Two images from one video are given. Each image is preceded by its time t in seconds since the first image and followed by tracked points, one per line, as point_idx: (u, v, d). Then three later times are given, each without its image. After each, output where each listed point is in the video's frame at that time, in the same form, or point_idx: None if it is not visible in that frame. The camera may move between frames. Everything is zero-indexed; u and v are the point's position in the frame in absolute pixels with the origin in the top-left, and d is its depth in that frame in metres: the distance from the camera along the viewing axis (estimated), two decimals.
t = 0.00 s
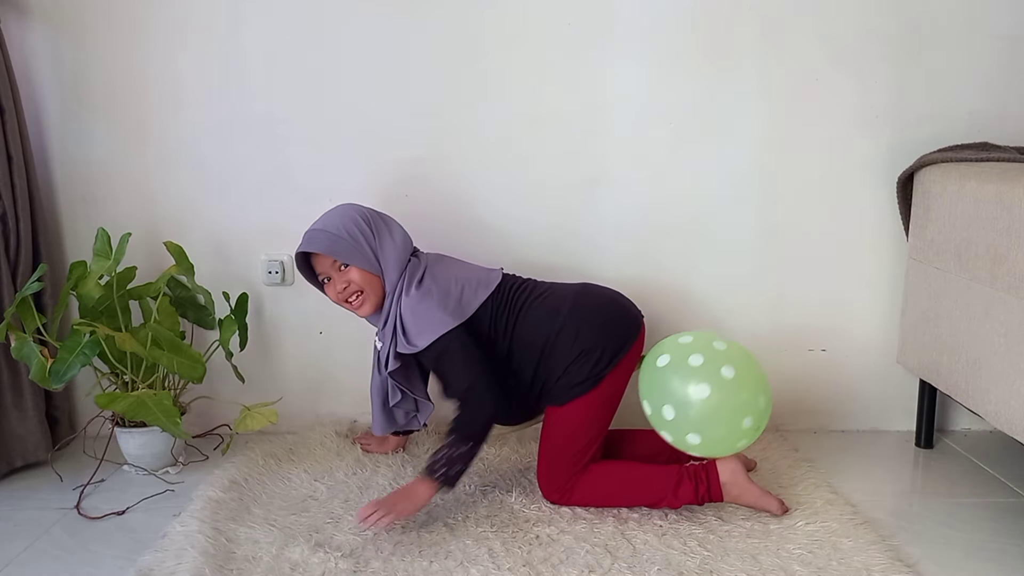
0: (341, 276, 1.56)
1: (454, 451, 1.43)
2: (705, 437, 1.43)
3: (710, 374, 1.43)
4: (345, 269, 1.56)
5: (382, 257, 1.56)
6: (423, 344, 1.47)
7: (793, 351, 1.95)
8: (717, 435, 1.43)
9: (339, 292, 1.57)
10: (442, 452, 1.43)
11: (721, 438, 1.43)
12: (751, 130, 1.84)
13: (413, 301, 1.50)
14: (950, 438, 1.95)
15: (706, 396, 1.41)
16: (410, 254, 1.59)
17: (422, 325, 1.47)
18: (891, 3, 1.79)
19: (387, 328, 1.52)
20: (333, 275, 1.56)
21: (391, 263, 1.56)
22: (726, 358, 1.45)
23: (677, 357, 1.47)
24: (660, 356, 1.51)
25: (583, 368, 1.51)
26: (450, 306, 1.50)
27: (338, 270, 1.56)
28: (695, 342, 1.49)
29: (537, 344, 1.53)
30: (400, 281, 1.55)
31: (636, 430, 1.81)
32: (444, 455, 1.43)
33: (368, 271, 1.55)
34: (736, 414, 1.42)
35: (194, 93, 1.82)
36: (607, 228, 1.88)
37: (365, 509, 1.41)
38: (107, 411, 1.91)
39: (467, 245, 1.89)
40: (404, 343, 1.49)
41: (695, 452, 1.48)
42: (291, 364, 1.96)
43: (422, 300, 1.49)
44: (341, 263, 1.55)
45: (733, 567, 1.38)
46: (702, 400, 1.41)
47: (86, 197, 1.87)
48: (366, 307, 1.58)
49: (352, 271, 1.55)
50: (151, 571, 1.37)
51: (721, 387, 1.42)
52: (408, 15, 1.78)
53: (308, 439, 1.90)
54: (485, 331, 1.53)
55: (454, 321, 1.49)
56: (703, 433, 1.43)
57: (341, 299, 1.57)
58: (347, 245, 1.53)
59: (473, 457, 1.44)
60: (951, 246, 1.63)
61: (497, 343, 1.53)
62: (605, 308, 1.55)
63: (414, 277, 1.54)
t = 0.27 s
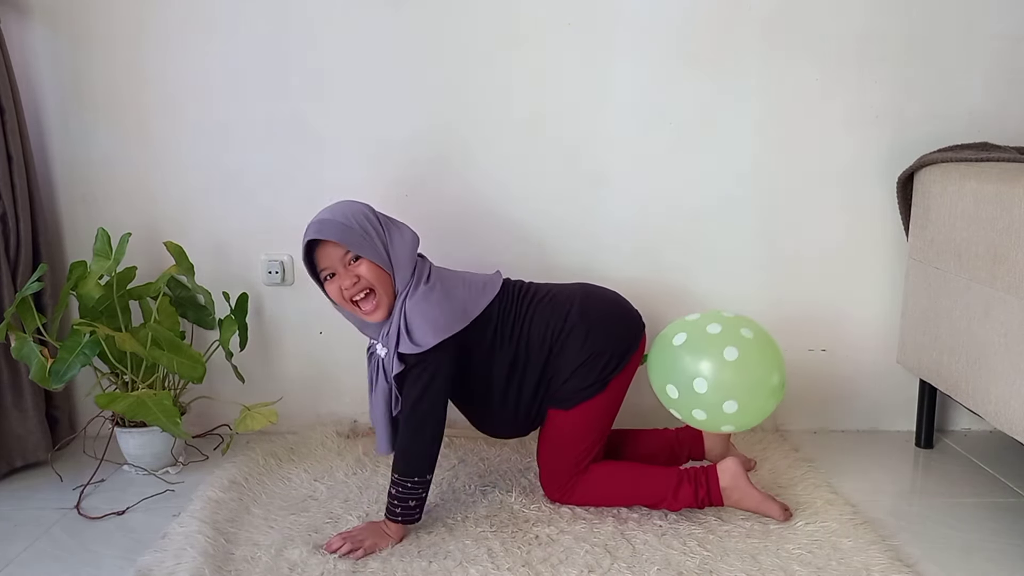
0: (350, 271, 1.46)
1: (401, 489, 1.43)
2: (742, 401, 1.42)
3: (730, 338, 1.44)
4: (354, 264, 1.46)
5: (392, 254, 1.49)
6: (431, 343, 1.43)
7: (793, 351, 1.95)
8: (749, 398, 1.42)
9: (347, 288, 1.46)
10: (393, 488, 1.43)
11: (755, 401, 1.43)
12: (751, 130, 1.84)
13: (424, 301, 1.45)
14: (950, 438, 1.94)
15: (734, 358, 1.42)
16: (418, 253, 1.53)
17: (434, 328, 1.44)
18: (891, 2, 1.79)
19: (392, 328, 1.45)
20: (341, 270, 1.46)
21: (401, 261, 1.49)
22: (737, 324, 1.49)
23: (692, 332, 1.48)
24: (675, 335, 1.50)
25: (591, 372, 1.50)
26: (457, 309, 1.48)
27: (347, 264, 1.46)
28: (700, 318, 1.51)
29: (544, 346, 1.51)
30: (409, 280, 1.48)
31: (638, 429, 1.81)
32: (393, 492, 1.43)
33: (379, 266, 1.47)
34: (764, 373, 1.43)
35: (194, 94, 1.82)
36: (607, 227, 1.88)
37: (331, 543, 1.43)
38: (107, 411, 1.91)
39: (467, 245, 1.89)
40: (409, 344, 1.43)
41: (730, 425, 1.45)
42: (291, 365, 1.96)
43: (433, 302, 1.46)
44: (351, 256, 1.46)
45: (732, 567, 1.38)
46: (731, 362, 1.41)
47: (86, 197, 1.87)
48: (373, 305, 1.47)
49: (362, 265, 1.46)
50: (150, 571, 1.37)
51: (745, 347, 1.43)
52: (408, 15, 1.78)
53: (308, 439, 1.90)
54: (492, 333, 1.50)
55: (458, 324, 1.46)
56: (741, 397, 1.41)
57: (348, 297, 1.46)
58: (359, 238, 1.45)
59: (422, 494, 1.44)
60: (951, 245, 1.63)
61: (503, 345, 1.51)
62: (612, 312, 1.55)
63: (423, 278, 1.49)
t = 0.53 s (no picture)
0: (359, 284, 1.39)
1: (401, 492, 1.42)
2: (748, 393, 1.42)
3: (730, 331, 1.44)
4: (364, 277, 1.39)
5: (395, 261, 1.44)
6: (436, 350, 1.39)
7: (793, 351, 1.95)
8: (755, 389, 1.42)
9: (357, 303, 1.39)
10: (392, 491, 1.42)
11: (760, 392, 1.43)
12: (751, 131, 1.84)
13: (428, 307, 1.42)
14: (950, 438, 1.95)
15: (737, 351, 1.42)
16: (417, 256, 1.48)
17: (440, 335, 1.40)
18: (891, 2, 1.79)
19: (397, 337, 1.40)
20: (349, 283, 1.39)
21: (403, 268, 1.44)
22: (734, 316, 1.48)
23: (691, 328, 1.47)
24: (674, 332, 1.49)
25: (581, 377, 1.50)
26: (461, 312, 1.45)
27: (356, 277, 1.39)
28: (697, 313, 1.51)
29: (535, 347, 1.50)
30: (411, 284, 1.44)
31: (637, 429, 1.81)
32: (392, 495, 1.42)
33: (387, 277, 1.41)
34: (767, 364, 1.43)
35: (193, 94, 1.82)
36: (607, 228, 1.88)
37: (331, 543, 1.43)
38: (107, 411, 1.92)
39: (467, 245, 1.89)
40: (415, 352, 1.40)
41: (736, 419, 1.45)
42: (291, 365, 1.96)
43: (438, 307, 1.42)
44: (360, 269, 1.39)
45: (732, 567, 1.38)
46: (735, 355, 1.42)
47: (86, 197, 1.88)
48: (383, 318, 1.42)
49: (371, 277, 1.40)
50: (151, 571, 1.37)
51: (746, 339, 1.44)
52: (408, 15, 1.78)
53: (308, 439, 1.90)
54: (484, 332, 1.48)
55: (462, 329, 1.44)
56: (746, 389, 1.41)
57: (357, 311, 1.39)
58: (365, 248, 1.39)
59: (421, 496, 1.43)
60: (951, 245, 1.63)
61: (494, 346, 1.49)
62: (607, 316, 1.54)
63: (424, 281, 1.45)
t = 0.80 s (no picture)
0: (360, 295, 1.38)
1: (400, 494, 1.42)
2: (716, 411, 1.36)
3: (711, 344, 1.39)
4: (363, 287, 1.38)
5: (391, 266, 1.43)
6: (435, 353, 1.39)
7: (793, 351, 1.95)
8: (728, 408, 1.37)
9: (358, 313, 1.38)
10: (392, 493, 1.42)
11: (731, 411, 1.37)
12: (751, 131, 1.84)
13: (425, 310, 1.41)
14: (950, 438, 1.95)
15: (711, 366, 1.37)
16: (413, 258, 1.47)
17: (438, 338, 1.40)
18: (891, 2, 1.79)
19: (396, 340, 1.40)
20: (349, 294, 1.38)
21: (399, 271, 1.43)
22: (723, 329, 1.43)
23: (674, 336, 1.44)
24: (660, 339, 1.46)
25: (579, 383, 1.50)
26: (460, 314, 1.45)
27: (355, 287, 1.38)
28: (689, 321, 1.47)
29: (533, 351, 1.50)
30: (407, 286, 1.43)
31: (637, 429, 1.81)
32: (392, 497, 1.42)
33: (387, 284, 1.41)
34: (745, 382, 1.37)
35: (193, 94, 1.82)
36: (607, 228, 1.88)
37: (332, 543, 1.42)
38: (107, 411, 1.92)
39: (467, 246, 1.89)
40: (413, 355, 1.39)
41: (708, 437, 1.40)
42: (291, 365, 1.96)
43: (435, 309, 1.42)
44: (358, 279, 1.38)
45: (732, 567, 1.38)
46: (708, 370, 1.37)
47: (86, 197, 1.88)
48: (383, 325, 1.41)
49: (371, 286, 1.39)
50: (150, 571, 1.37)
51: (726, 354, 1.38)
52: (408, 15, 1.78)
53: (308, 439, 1.90)
54: (482, 336, 1.48)
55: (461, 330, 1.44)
56: (716, 407, 1.36)
57: (358, 321, 1.39)
58: (362, 257, 1.37)
59: (421, 498, 1.43)
60: (951, 245, 1.63)
61: (492, 350, 1.49)
62: (605, 319, 1.54)
63: (420, 283, 1.45)
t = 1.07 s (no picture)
0: (379, 316, 1.35)
1: (404, 494, 1.42)
2: (718, 438, 1.37)
3: (730, 375, 1.39)
4: (381, 307, 1.35)
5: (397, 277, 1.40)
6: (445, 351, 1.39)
7: (793, 351, 1.95)
8: (730, 442, 1.38)
9: (379, 333, 1.35)
10: (395, 492, 1.42)
11: (733, 438, 1.37)
12: (751, 131, 1.84)
13: (432, 310, 1.41)
14: (950, 438, 1.95)
15: (726, 397, 1.37)
16: (411, 265, 1.46)
17: (450, 336, 1.40)
18: (891, 2, 1.79)
19: (407, 341, 1.38)
20: (370, 318, 1.33)
21: (403, 279, 1.41)
22: (743, 361, 1.43)
23: (692, 357, 1.43)
24: (672, 353, 1.47)
25: (578, 382, 1.50)
26: (463, 312, 1.45)
27: (375, 309, 1.34)
28: (708, 343, 1.46)
29: (532, 352, 1.50)
30: (411, 293, 1.42)
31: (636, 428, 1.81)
32: (395, 496, 1.42)
33: (400, 298, 1.38)
34: (754, 420, 1.38)
35: (193, 94, 1.82)
36: (607, 228, 1.88)
37: (331, 543, 1.42)
38: (107, 411, 1.92)
39: (467, 245, 1.89)
40: (425, 355, 1.38)
41: (702, 460, 1.42)
42: (291, 365, 1.96)
43: (443, 309, 1.42)
44: (376, 301, 1.34)
45: (732, 567, 1.38)
46: (721, 401, 1.37)
47: (86, 197, 1.88)
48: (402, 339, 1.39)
49: (387, 304, 1.36)
50: (150, 571, 1.37)
51: (742, 388, 1.38)
52: (408, 15, 1.78)
53: (308, 439, 1.90)
54: (482, 337, 1.48)
55: (467, 328, 1.43)
56: (719, 436, 1.37)
57: (380, 342, 1.36)
58: (375, 277, 1.34)
59: (424, 497, 1.44)
60: (951, 246, 1.63)
61: (492, 351, 1.49)
62: (604, 318, 1.54)
63: (420, 287, 1.44)
